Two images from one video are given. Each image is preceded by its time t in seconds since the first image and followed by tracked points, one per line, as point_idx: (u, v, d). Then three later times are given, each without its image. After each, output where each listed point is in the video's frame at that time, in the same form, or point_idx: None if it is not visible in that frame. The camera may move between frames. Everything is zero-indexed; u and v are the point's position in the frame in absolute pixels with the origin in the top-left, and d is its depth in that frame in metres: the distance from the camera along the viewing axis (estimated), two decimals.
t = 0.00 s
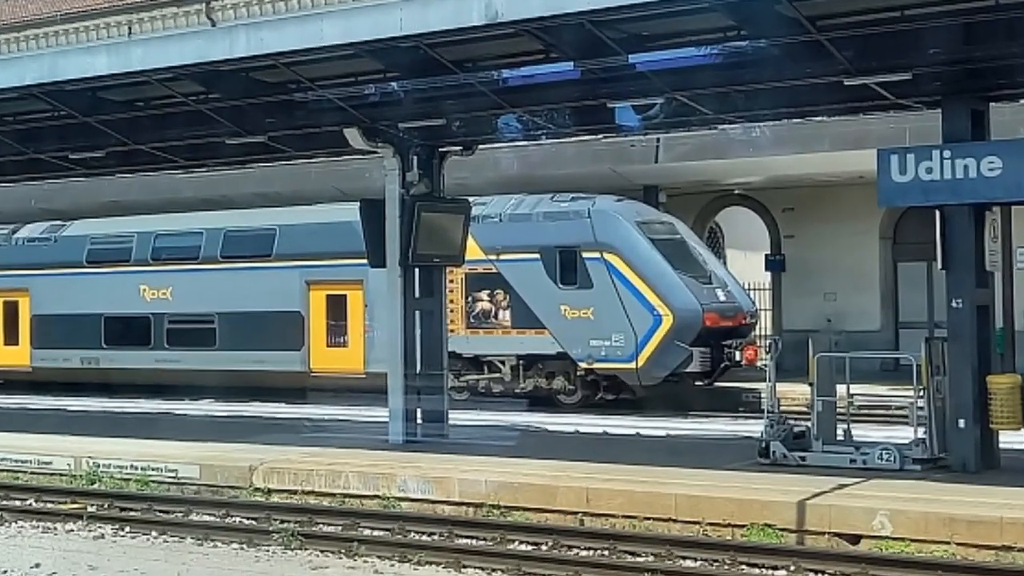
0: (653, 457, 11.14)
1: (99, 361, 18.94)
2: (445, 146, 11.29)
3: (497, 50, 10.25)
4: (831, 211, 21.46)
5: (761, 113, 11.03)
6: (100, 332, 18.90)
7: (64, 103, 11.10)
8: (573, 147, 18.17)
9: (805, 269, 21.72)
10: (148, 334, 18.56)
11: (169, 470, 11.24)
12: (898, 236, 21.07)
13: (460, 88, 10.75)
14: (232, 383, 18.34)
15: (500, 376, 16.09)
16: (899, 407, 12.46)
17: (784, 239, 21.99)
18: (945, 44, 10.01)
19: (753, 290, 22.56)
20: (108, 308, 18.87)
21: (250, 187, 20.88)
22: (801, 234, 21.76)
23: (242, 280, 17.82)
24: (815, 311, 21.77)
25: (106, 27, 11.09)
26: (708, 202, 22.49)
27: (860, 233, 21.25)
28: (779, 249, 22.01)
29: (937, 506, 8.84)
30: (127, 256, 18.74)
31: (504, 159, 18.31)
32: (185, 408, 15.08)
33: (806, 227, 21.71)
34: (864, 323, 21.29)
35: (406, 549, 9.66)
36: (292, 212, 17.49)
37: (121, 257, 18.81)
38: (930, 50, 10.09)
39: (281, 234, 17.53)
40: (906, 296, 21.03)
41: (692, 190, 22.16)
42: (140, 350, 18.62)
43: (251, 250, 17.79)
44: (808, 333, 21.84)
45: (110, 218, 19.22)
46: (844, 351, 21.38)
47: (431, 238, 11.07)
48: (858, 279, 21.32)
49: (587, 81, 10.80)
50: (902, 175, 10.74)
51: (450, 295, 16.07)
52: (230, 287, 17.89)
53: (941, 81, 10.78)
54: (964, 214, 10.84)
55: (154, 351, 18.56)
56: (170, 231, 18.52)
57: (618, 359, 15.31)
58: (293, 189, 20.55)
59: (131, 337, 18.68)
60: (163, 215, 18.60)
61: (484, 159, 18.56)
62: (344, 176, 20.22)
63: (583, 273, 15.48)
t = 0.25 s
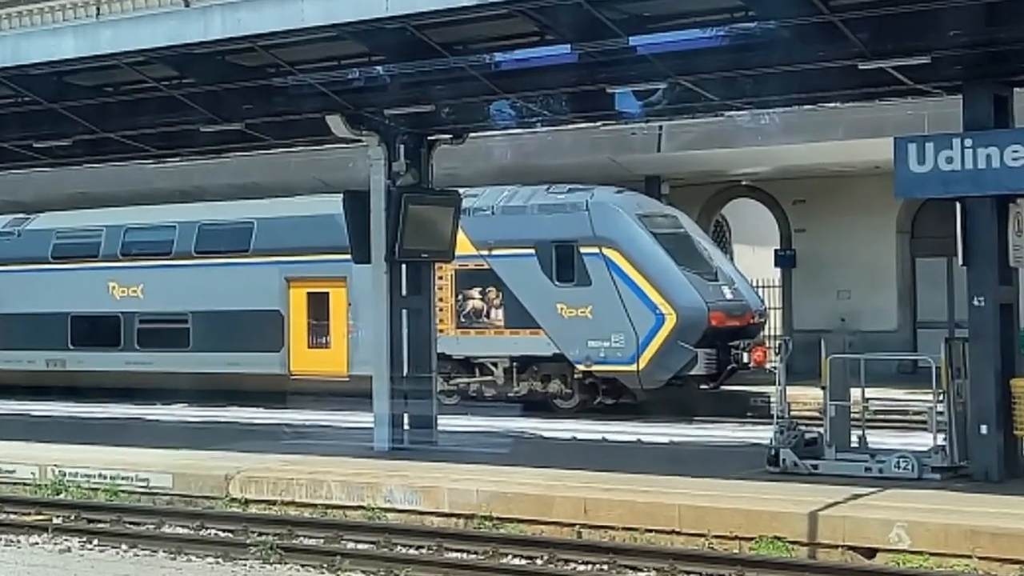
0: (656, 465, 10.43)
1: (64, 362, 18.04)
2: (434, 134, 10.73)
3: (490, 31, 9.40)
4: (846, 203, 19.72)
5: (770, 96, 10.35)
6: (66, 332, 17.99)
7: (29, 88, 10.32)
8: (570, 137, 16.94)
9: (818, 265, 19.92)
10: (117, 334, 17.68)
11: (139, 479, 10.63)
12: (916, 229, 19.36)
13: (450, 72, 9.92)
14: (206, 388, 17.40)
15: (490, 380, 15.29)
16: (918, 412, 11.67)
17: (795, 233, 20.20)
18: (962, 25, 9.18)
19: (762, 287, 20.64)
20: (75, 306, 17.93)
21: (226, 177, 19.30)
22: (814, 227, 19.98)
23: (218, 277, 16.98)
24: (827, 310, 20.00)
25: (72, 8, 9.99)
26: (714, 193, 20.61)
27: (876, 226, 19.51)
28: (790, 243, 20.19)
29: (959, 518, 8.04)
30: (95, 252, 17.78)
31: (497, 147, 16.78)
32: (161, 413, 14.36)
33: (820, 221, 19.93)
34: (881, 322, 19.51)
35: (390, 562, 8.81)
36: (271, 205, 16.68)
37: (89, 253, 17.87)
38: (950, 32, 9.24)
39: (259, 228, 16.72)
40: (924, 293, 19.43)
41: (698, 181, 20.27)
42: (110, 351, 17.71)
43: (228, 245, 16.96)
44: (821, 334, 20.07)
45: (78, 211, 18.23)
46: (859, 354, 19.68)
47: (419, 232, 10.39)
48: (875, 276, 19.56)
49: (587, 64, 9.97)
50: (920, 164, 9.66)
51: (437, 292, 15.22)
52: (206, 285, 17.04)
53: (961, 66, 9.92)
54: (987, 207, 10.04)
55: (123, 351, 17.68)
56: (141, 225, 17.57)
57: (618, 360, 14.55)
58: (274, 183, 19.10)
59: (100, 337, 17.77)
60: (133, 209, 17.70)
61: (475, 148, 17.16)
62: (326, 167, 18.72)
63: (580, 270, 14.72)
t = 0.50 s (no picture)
0: (660, 475, 9.68)
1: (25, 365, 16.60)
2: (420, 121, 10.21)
3: (480, 10, 8.58)
4: (863, 195, 17.92)
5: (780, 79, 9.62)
6: (27, 331, 16.57)
7: None
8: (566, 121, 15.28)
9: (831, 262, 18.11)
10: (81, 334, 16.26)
11: (105, 490, 9.95)
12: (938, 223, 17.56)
13: (438, 54, 9.10)
14: (180, 392, 16.03)
15: (482, 383, 13.75)
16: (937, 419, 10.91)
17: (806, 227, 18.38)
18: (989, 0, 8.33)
19: (772, 285, 18.72)
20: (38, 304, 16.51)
21: (197, 167, 17.60)
22: (827, 221, 18.19)
23: (191, 274, 15.60)
24: (842, 309, 18.19)
25: None
26: (721, 184, 18.79)
27: (893, 221, 17.80)
28: (802, 238, 18.36)
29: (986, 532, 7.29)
30: (59, 246, 16.40)
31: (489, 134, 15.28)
32: (133, 420, 13.55)
33: (836, 213, 18.11)
34: (899, 322, 17.77)
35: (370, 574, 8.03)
36: (248, 195, 15.31)
37: (53, 247, 16.49)
38: (973, 12, 8.46)
39: (234, 219, 15.35)
40: (947, 293, 17.57)
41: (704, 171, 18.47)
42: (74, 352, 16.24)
43: (203, 239, 15.55)
44: (835, 334, 18.23)
45: (41, 203, 16.83)
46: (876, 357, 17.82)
47: (404, 224, 9.73)
48: (891, 274, 17.84)
49: (585, 45, 9.16)
50: (942, 153, 8.66)
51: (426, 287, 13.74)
52: (179, 282, 15.65)
53: (986, 48, 9.08)
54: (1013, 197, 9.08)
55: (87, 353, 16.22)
56: (109, 218, 16.17)
57: (618, 364, 13.01)
58: (248, 177, 17.62)
59: (63, 338, 16.34)
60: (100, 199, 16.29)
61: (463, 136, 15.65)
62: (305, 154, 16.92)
63: (576, 265, 13.21)
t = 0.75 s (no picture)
0: (664, 486, 8.95)
1: None
2: (406, 105, 9.42)
3: None
4: (883, 185, 16.19)
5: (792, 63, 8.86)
6: None
7: None
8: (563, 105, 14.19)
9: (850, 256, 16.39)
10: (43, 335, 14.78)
11: (67, 502, 9.19)
12: (960, 214, 15.95)
13: (424, 33, 8.35)
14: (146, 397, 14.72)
15: (473, 388, 12.51)
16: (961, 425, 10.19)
17: (821, 219, 16.61)
18: None
19: (784, 281, 17.16)
20: None
21: (164, 155, 15.99)
22: (845, 212, 16.39)
23: (154, 270, 14.05)
24: (858, 305, 16.46)
25: None
26: (730, 172, 16.87)
27: (916, 211, 16.01)
28: (817, 231, 16.59)
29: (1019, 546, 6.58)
30: (16, 241, 14.85)
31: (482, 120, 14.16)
32: (104, 426, 12.78)
33: (854, 205, 16.33)
34: (920, 320, 16.06)
35: None
36: (218, 185, 13.81)
37: (10, 242, 14.93)
38: None
39: (205, 211, 13.79)
40: (970, 291, 15.95)
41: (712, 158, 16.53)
42: (34, 355, 14.79)
43: (169, 232, 14.01)
44: (852, 334, 16.49)
45: None
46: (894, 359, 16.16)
47: (387, 215, 9.05)
48: (912, 268, 16.08)
49: (583, 22, 8.42)
50: (967, 141, 7.81)
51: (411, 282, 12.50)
52: (138, 278, 14.13)
53: (1015, 25, 8.34)
54: None
55: (49, 356, 14.76)
56: (70, 210, 14.52)
57: (620, 367, 11.89)
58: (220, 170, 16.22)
59: (23, 339, 14.90)
60: (63, 191, 14.70)
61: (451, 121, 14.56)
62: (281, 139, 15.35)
63: (573, 261, 12.03)
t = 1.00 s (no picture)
0: (668, 499, 8.25)
1: None
2: (388, 87, 8.71)
3: None
4: (903, 175, 15.42)
5: (806, 41, 8.10)
6: None
7: None
8: (558, 87, 13.53)
9: (870, 250, 15.58)
10: None
11: (23, 516, 8.46)
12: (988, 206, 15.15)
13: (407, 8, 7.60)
14: (106, 403, 13.48)
15: (461, 393, 11.79)
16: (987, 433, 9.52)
17: (837, 210, 15.77)
18: None
19: (795, 279, 16.18)
20: None
21: (128, 140, 14.94)
22: (862, 203, 15.61)
23: (117, 265, 13.00)
24: (878, 304, 15.60)
25: None
26: (741, 158, 15.96)
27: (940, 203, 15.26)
28: (832, 223, 15.73)
29: None
30: None
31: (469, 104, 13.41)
32: (74, 434, 12.08)
33: (873, 196, 15.56)
34: (945, 320, 15.24)
35: None
36: (190, 172, 12.78)
37: None
38: None
39: (171, 202, 12.74)
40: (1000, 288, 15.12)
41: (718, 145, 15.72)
42: None
43: (134, 223, 12.93)
44: (870, 335, 15.63)
45: None
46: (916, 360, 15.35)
47: (369, 206, 8.36)
48: (937, 263, 15.30)
49: None
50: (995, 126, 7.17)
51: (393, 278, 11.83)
52: (100, 273, 13.08)
53: None
54: None
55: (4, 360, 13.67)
56: (24, 199, 13.49)
57: (619, 370, 11.20)
58: (190, 157, 15.24)
59: None
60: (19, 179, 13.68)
61: (438, 105, 13.70)
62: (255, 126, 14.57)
63: (570, 256, 11.34)
